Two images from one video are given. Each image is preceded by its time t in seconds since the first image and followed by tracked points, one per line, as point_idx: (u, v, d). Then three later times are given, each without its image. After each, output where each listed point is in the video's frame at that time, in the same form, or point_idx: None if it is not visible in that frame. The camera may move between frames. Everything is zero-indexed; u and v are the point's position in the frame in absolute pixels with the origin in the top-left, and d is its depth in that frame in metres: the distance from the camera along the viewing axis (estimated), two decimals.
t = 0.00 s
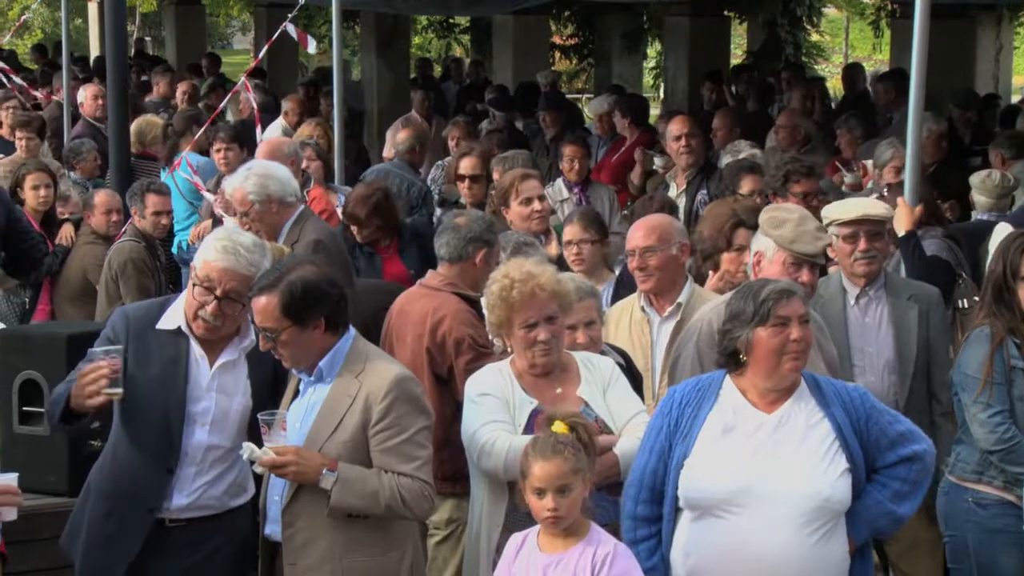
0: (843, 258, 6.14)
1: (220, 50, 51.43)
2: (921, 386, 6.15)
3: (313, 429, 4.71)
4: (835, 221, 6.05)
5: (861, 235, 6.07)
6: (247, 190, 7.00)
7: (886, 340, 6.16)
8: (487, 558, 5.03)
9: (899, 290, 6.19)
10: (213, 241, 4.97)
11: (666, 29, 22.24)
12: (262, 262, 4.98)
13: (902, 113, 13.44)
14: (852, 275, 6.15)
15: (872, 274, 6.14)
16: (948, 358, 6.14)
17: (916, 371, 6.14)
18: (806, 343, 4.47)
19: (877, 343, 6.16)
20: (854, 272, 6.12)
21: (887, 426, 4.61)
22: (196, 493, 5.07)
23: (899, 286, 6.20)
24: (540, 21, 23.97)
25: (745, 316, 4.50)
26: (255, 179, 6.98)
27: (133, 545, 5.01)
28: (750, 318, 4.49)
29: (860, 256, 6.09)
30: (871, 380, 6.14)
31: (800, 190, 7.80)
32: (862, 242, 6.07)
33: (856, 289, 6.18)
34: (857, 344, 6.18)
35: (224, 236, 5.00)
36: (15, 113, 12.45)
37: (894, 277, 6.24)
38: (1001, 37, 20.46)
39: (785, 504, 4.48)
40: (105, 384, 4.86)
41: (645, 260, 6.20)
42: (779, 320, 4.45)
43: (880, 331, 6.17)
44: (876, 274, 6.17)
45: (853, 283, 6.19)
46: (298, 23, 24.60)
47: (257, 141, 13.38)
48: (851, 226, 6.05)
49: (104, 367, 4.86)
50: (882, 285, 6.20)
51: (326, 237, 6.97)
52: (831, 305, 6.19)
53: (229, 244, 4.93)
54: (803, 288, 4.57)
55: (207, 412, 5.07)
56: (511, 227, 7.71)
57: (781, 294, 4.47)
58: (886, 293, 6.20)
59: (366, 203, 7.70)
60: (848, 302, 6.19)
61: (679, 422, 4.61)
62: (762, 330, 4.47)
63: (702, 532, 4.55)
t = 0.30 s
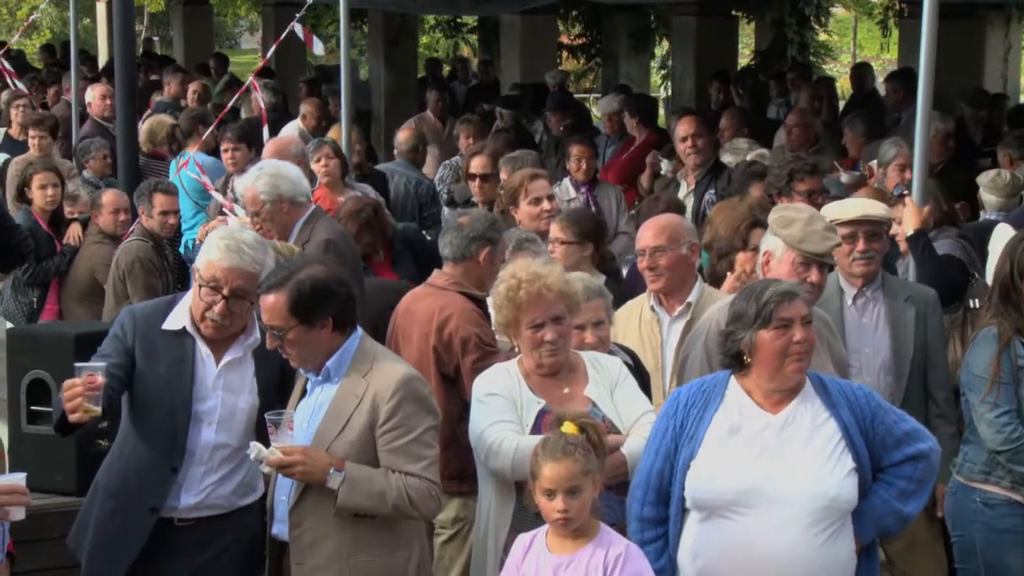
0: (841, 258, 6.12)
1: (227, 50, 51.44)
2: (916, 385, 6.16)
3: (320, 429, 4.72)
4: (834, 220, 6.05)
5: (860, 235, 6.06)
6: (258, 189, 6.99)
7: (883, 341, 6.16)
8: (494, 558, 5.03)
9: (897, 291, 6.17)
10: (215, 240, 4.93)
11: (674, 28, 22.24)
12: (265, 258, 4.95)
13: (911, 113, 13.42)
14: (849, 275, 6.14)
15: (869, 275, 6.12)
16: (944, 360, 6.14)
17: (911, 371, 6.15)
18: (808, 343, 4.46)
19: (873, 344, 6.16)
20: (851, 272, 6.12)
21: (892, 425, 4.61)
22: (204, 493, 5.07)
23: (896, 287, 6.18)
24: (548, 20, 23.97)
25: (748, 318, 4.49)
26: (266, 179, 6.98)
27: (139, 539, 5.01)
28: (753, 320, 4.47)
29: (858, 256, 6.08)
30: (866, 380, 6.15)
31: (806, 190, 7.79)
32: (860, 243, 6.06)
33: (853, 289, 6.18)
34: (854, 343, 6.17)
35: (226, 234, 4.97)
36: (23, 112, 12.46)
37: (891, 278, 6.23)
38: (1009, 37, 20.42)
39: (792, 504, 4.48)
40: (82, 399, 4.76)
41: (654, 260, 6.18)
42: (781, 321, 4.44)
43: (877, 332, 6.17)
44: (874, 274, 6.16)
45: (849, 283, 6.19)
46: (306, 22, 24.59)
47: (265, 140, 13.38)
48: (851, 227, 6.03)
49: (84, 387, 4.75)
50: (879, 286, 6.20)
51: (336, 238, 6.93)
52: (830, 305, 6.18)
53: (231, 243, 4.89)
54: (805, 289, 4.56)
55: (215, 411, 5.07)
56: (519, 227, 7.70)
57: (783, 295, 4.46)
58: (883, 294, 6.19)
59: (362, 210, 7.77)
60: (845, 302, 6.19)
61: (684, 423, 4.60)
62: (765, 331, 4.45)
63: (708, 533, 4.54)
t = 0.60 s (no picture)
0: (846, 257, 6.11)
1: (235, 50, 51.47)
2: (923, 384, 6.15)
3: (328, 428, 4.71)
4: (840, 219, 6.02)
5: (864, 234, 6.05)
6: (269, 189, 7.02)
7: (888, 340, 6.16)
8: (502, 558, 5.03)
9: (902, 290, 6.16)
10: (213, 231, 4.98)
11: (681, 29, 22.23)
12: (264, 242, 5.03)
13: (919, 113, 13.40)
14: (853, 275, 6.13)
15: (874, 274, 6.11)
16: (950, 361, 6.13)
17: (918, 370, 6.14)
18: (811, 344, 4.45)
19: (879, 344, 6.16)
20: (855, 272, 6.10)
21: (901, 426, 4.58)
22: (218, 488, 5.04)
23: (901, 286, 6.17)
24: (555, 20, 23.96)
25: (750, 319, 4.49)
26: (276, 178, 7.01)
27: (166, 546, 4.98)
28: (755, 320, 4.48)
29: (862, 255, 6.06)
30: (873, 379, 6.14)
31: (818, 188, 7.78)
32: (864, 242, 6.06)
33: (857, 289, 6.16)
34: (859, 343, 6.15)
35: (220, 225, 5.03)
36: (31, 112, 12.46)
37: (897, 277, 6.22)
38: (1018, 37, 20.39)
39: (794, 504, 4.47)
40: (168, 383, 4.76)
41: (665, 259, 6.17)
42: (782, 321, 4.44)
43: (882, 332, 6.16)
44: (879, 274, 6.15)
45: (854, 283, 6.16)
46: (314, 22, 24.58)
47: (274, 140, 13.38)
48: (854, 226, 6.02)
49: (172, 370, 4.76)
50: (884, 285, 6.18)
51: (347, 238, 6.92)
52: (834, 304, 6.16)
53: (233, 228, 4.96)
54: (808, 289, 4.56)
55: (222, 404, 5.05)
56: (529, 227, 7.70)
57: (784, 295, 4.46)
58: (888, 293, 6.18)
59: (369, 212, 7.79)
60: (849, 302, 6.17)
61: (690, 422, 4.60)
62: (767, 332, 4.46)
63: (712, 532, 4.54)
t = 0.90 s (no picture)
0: (858, 256, 6.10)
1: (244, 49, 51.51)
2: (938, 384, 6.16)
3: (336, 427, 4.71)
4: (852, 218, 6.01)
5: (877, 233, 6.04)
6: (277, 189, 7.03)
7: (902, 340, 6.15)
8: (509, 557, 5.02)
9: (915, 289, 6.16)
10: (219, 229, 4.98)
11: (689, 28, 22.23)
12: (271, 239, 5.04)
13: (928, 112, 13.38)
14: (867, 274, 6.11)
15: (887, 273, 6.10)
16: (964, 360, 6.15)
17: (933, 370, 6.15)
18: (815, 342, 4.44)
19: (893, 342, 6.15)
20: (869, 271, 6.09)
21: (910, 428, 4.54)
22: (230, 486, 5.06)
23: (914, 285, 6.17)
24: (563, 19, 23.96)
25: (755, 318, 4.49)
26: (284, 178, 7.00)
27: (178, 550, 4.98)
28: (760, 318, 4.47)
29: (876, 253, 6.05)
30: (889, 379, 6.13)
31: (831, 186, 7.76)
32: (877, 241, 6.05)
33: (871, 289, 6.14)
34: (874, 343, 6.14)
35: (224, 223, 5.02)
36: (40, 111, 12.48)
37: (909, 277, 6.21)
38: None
39: (796, 505, 4.46)
40: (214, 418, 4.86)
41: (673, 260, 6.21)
42: (786, 320, 4.43)
43: (896, 331, 6.16)
44: (891, 274, 6.14)
45: (867, 283, 6.14)
46: (321, 20, 24.58)
47: (282, 138, 13.39)
48: (866, 225, 6.01)
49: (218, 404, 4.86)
50: (897, 285, 6.17)
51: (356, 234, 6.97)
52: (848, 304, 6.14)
53: (241, 226, 4.96)
54: (813, 286, 4.55)
55: (233, 402, 5.05)
56: (538, 226, 7.70)
57: (788, 294, 4.45)
58: (902, 293, 6.17)
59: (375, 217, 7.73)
60: (863, 302, 6.15)
61: (696, 420, 4.61)
62: (772, 330, 4.45)
63: (714, 531, 4.55)
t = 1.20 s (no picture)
0: (870, 255, 6.10)
1: (251, 48, 51.55)
2: (952, 383, 6.16)
3: (344, 425, 4.71)
4: (863, 218, 6.00)
5: (889, 232, 6.03)
6: (277, 193, 7.02)
7: (915, 338, 6.15)
8: (515, 555, 5.02)
9: (927, 288, 6.17)
10: (229, 225, 4.99)
11: (696, 28, 22.23)
12: (280, 236, 5.04)
13: (936, 111, 13.38)
14: (879, 273, 6.11)
15: (899, 272, 6.10)
16: (976, 359, 6.15)
17: (946, 369, 6.15)
18: (822, 342, 4.43)
19: (905, 342, 6.15)
20: (881, 270, 6.09)
21: (917, 429, 4.53)
22: (227, 489, 5.04)
23: (926, 284, 6.18)
24: (570, 19, 23.97)
25: (762, 318, 4.49)
26: (286, 182, 7.00)
27: (178, 546, 4.98)
28: (767, 318, 4.48)
29: (888, 253, 6.05)
30: (902, 379, 6.13)
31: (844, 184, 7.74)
32: (889, 240, 6.04)
33: (884, 288, 6.14)
34: (887, 342, 6.14)
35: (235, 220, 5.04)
36: (47, 109, 12.49)
37: (920, 276, 6.22)
38: None
39: (799, 504, 4.46)
40: (224, 419, 4.87)
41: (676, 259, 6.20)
42: (792, 321, 4.43)
43: (908, 330, 6.16)
44: (904, 273, 6.14)
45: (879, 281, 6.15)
46: (328, 19, 24.57)
47: (289, 137, 13.41)
48: (877, 224, 6.00)
49: (230, 408, 4.88)
50: (909, 284, 6.18)
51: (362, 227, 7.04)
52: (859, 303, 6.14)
53: (251, 222, 4.97)
54: (821, 287, 4.55)
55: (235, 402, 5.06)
56: (547, 226, 7.69)
57: (794, 294, 4.45)
58: (914, 291, 6.18)
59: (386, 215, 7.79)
60: (875, 301, 6.15)
61: (702, 418, 4.61)
62: (778, 331, 4.46)
63: (719, 529, 4.55)
